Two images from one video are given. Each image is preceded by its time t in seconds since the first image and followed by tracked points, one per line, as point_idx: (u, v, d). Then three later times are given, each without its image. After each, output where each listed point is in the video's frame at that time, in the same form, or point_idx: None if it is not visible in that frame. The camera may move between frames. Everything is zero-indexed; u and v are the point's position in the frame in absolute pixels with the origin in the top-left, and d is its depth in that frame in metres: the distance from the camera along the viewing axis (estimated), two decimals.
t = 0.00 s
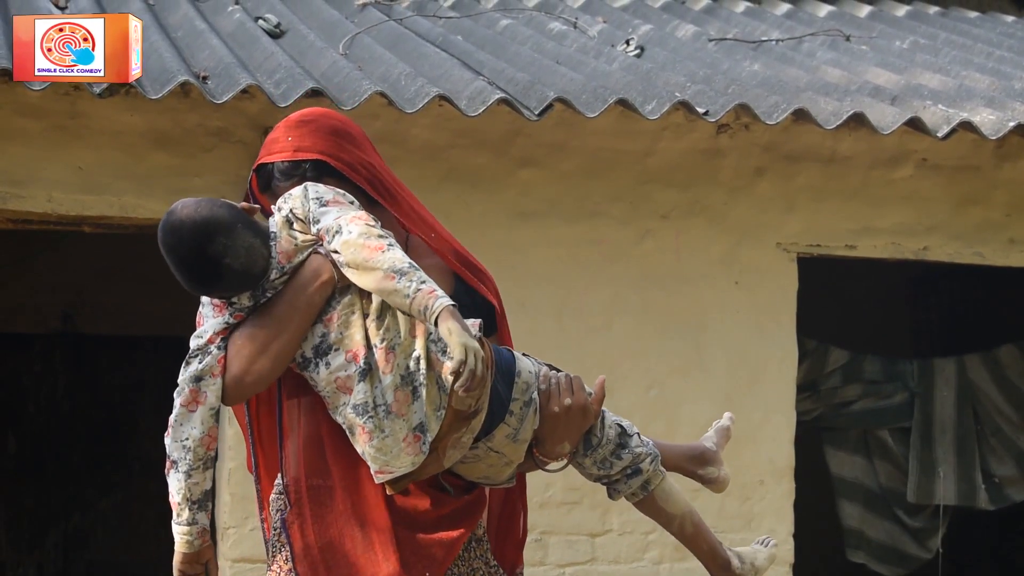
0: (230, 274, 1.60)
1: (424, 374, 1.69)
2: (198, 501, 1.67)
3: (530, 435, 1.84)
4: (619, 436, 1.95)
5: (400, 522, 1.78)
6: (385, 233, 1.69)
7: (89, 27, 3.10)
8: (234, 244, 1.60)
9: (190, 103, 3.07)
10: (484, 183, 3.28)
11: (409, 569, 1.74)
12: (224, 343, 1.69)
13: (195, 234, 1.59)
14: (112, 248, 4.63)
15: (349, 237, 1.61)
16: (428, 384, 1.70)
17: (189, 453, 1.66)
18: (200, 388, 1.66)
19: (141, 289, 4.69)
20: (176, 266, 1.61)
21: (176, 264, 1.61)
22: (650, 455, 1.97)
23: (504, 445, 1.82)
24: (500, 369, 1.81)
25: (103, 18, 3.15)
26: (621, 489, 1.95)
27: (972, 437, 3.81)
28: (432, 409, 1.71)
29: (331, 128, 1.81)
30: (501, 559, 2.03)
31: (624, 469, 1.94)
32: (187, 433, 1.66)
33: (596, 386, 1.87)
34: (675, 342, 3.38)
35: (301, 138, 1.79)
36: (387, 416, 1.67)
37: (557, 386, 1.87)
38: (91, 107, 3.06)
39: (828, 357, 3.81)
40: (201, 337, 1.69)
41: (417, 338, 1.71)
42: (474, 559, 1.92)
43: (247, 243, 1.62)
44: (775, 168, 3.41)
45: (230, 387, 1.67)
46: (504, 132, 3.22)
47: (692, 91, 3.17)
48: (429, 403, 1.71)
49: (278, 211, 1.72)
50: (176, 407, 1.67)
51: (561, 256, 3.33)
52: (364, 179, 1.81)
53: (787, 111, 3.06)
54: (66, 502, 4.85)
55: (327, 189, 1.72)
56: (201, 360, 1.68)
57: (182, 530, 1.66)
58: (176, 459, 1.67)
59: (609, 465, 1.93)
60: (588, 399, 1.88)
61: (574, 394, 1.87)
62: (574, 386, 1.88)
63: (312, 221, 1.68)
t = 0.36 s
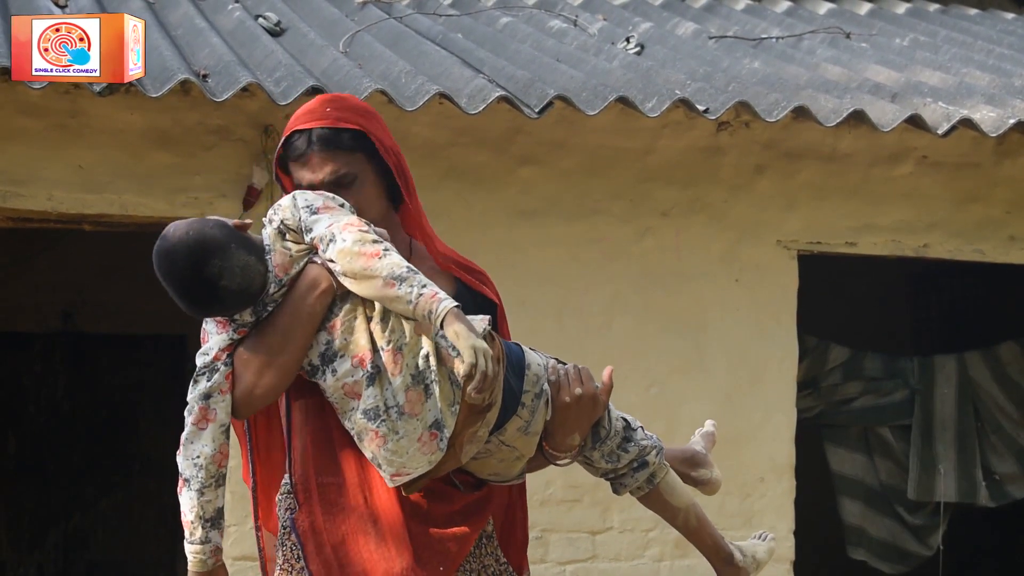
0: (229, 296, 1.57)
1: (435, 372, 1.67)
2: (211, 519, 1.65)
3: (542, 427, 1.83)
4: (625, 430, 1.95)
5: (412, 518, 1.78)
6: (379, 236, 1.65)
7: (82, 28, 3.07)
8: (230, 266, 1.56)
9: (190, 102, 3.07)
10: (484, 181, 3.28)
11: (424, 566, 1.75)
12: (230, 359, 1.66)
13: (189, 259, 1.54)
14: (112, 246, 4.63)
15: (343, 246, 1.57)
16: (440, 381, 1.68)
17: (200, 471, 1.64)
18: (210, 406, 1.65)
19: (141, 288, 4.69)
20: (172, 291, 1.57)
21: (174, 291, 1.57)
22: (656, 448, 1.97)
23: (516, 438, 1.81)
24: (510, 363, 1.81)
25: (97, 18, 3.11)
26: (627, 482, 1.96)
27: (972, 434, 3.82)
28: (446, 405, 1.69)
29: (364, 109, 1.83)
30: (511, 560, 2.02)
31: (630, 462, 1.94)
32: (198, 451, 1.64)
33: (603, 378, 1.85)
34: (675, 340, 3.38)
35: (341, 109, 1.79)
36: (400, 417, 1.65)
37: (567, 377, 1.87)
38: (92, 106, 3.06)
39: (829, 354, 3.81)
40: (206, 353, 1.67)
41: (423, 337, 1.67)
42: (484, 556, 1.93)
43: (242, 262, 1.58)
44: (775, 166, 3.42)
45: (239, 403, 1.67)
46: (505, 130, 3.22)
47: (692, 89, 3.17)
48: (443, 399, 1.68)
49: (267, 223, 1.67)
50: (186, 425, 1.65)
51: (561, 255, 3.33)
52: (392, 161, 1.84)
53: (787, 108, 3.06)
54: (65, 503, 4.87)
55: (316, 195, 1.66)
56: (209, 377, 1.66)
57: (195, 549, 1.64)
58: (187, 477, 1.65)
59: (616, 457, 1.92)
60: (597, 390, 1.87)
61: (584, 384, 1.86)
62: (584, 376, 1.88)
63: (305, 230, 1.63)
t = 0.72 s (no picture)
0: (212, 349, 1.61)
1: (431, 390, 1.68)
2: (235, 539, 1.78)
3: (542, 427, 1.83)
4: (623, 422, 1.95)
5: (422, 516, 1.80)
6: (349, 266, 1.64)
7: (78, 28, 3.04)
8: (201, 323, 1.59)
9: (193, 98, 3.07)
10: (486, 178, 3.28)
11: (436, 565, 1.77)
12: (229, 392, 1.70)
13: (167, 322, 1.58)
14: (114, 243, 4.63)
15: (305, 298, 1.57)
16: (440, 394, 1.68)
17: (217, 501, 1.74)
18: (216, 438, 1.71)
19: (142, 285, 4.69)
20: (157, 348, 1.62)
21: (158, 349, 1.62)
22: (652, 440, 1.97)
23: (518, 439, 1.81)
24: (511, 365, 1.81)
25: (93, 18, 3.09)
26: (625, 475, 1.95)
27: (975, 432, 3.81)
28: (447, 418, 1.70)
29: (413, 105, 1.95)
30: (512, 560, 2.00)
31: (628, 455, 1.94)
32: (213, 482, 1.73)
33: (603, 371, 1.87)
34: (676, 336, 3.38)
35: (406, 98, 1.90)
36: (397, 439, 1.67)
37: (567, 374, 1.86)
38: (94, 102, 3.06)
39: (831, 351, 3.81)
40: (206, 386, 1.70)
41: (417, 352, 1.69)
42: (487, 554, 1.94)
43: (216, 312, 1.60)
44: (777, 162, 3.42)
45: (240, 433, 1.72)
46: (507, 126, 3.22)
47: (694, 86, 3.17)
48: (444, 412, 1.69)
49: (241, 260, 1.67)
50: (197, 459, 1.73)
51: (564, 251, 3.33)
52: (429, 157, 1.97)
53: (789, 105, 3.06)
54: (69, 495, 4.82)
55: (281, 230, 1.66)
56: (212, 412, 1.71)
57: (226, 566, 1.79)
58: (206, 506, 1.75)
59: (614, 452, 1.92)
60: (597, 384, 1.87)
61: (584, 381, 1.86)
62: (584, 374, 1.87)
63: (275, 271, 1.64)
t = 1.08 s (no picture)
0: (201, 373, 1.65)
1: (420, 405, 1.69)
2: (216, 551, 1.85)
3: (534, 425, 1.85)
4: (611, 405, 1.97)
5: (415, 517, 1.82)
6: (333, 281, 1.64)
7: (74, 28, 3.04)
8: (191, 349, 1.63)
9: (195, 97, 3.07)
10: (488, 177, 3.28)
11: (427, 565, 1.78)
12: (214, 403, 1.75)
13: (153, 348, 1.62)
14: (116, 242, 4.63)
15: (293, 322, 1.59)
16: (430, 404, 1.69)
17: (199, 511, 1.80)
18: (200, 449, 1.77)
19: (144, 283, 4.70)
20: (143, 369, 1.65)
21: (143, 369, 1.65)
22: (642, 421, 1.98)
23: (509, 438, 1.83)
24: (501, 366, 1.83)
25: (88, 19, 3.09)
26: (616, 457, 1.97)
27: (977, 432, 3.81)
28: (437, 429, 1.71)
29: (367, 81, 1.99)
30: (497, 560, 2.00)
31: (619, 438, 1.96)
32: (196, 493, 1.79)
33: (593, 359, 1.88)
34: (677, 335, 3.38)
35: (352, 71, 1.94)
36: (384, 454, 1.68)
37: (557, 368, 1.87)
38: (96, 101, 3.06)
39: (832, 351, 3.81)
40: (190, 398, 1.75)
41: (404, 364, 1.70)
42: (475, 558, 1.94)
43: (207, 338, 1.64)
44: (779, 161, 3.42)
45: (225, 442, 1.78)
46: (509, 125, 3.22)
47: (696, 85, 3.17)
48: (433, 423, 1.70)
49: (222, 277, 1.68)
50: (181, 468, 1.79)
51: (565, 250, 3.33)
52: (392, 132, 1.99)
53: (792, 104, 3.06)
54: (70, 495, 4.83)
55: (261, 245, 1.66)
56: (196, 422, 1.77)
57: None
58: (188, 517, 1.81)
59: (605, 436, 1.95)
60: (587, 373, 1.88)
61: (575, 373, 1.87)
62: (574, 365, 1.88)
63: (258, 289, 1.65)
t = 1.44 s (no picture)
0: (205, 319, 1.57)
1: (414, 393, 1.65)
2: (173, 530, 1.70)
3: (528, 420, 1.80)
4: (607, 403, 1.94)
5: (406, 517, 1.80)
6: (354, 246, 1.59)
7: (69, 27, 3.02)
8: (203, 291, 1.55)
9: (201, 97, 3.07)
10: (494, 176, 3.28)
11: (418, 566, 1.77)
12: (198, 366, 1.65)
13: (164, 284, 1.53)
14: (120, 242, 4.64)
15: (312, 271, 1.52)
16: (425, 391, 1.67)
17: (165, 482, 1.67)
18: (176, 414, 1.65)
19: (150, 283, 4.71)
20: (143, 308, 1.56)
21: (144, 309, 1.56)
22: (638, 420, 1.95)
23: (503, 434, 1.78)
24: (495, 359, 1.77)
25: (83, 19, 3.07)
26: (612, 457, 1.94)
27: (982, 431, 3.80)
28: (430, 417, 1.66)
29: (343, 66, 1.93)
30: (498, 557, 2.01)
31: (616, 437, 1.93)
32: (165, 461, 1.66)
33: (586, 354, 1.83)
34: (683, 334, 3.38)
35: (323, 58, 1.88)
36: (378, 437, 1.63)
37: (552, 362, 1.83)
38: (101, 101, 3.06)
39: (838, 349, 3.83)
40: (173, 359, 1.65)
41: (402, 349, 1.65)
42: (475, 554, 1.94)
43: (219, 283, 1.57)
44: (785, 160, 3.42)
45: (206, 409, 1.67)
46: (515, 124, 3.22)
47: (702, 84, 3.17)
48: (427, 410, 1.66)
49: (238, 230, 1.62)
50: (152, 434, 1.66)
51: (571, 250, 3.33)
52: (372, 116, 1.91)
53: (797, 103, 3.06)
54: (76, 495, 4.85)
55: (284, 201, 1.61)
56: (176, 385, 1.65)
57: (156, 561, 1.70)
58: (152, 487, 1.68)
59: (601, 435, 1.91)
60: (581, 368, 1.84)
61: (571, 368, 1.83)
62: (569, 359, 1.84)
63: (275, 243, 1.59)
